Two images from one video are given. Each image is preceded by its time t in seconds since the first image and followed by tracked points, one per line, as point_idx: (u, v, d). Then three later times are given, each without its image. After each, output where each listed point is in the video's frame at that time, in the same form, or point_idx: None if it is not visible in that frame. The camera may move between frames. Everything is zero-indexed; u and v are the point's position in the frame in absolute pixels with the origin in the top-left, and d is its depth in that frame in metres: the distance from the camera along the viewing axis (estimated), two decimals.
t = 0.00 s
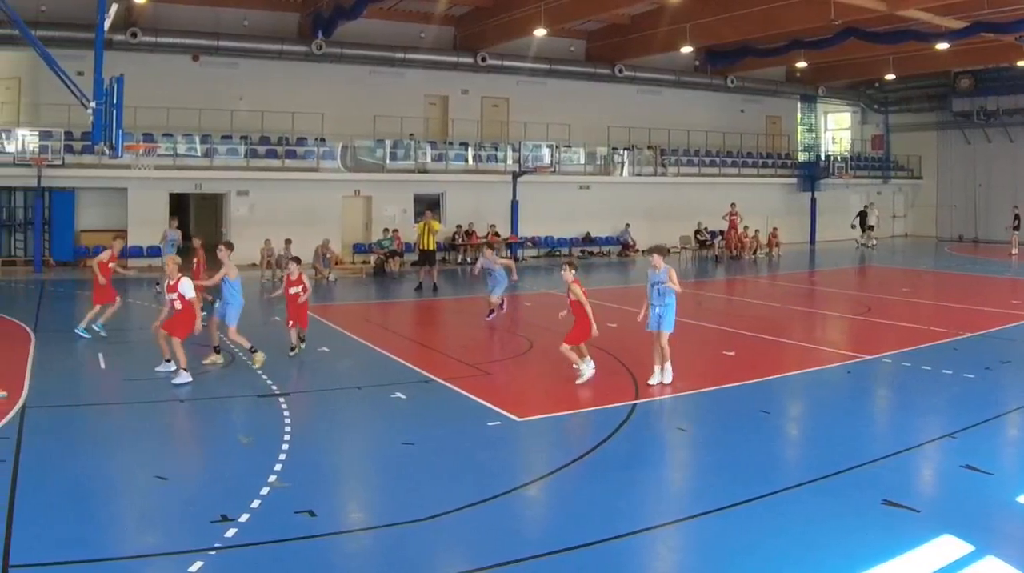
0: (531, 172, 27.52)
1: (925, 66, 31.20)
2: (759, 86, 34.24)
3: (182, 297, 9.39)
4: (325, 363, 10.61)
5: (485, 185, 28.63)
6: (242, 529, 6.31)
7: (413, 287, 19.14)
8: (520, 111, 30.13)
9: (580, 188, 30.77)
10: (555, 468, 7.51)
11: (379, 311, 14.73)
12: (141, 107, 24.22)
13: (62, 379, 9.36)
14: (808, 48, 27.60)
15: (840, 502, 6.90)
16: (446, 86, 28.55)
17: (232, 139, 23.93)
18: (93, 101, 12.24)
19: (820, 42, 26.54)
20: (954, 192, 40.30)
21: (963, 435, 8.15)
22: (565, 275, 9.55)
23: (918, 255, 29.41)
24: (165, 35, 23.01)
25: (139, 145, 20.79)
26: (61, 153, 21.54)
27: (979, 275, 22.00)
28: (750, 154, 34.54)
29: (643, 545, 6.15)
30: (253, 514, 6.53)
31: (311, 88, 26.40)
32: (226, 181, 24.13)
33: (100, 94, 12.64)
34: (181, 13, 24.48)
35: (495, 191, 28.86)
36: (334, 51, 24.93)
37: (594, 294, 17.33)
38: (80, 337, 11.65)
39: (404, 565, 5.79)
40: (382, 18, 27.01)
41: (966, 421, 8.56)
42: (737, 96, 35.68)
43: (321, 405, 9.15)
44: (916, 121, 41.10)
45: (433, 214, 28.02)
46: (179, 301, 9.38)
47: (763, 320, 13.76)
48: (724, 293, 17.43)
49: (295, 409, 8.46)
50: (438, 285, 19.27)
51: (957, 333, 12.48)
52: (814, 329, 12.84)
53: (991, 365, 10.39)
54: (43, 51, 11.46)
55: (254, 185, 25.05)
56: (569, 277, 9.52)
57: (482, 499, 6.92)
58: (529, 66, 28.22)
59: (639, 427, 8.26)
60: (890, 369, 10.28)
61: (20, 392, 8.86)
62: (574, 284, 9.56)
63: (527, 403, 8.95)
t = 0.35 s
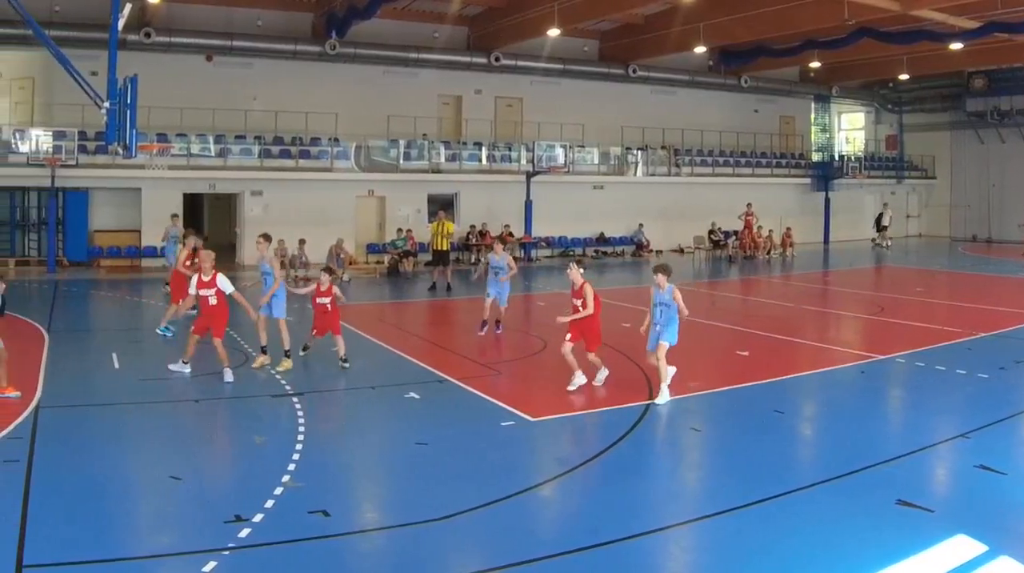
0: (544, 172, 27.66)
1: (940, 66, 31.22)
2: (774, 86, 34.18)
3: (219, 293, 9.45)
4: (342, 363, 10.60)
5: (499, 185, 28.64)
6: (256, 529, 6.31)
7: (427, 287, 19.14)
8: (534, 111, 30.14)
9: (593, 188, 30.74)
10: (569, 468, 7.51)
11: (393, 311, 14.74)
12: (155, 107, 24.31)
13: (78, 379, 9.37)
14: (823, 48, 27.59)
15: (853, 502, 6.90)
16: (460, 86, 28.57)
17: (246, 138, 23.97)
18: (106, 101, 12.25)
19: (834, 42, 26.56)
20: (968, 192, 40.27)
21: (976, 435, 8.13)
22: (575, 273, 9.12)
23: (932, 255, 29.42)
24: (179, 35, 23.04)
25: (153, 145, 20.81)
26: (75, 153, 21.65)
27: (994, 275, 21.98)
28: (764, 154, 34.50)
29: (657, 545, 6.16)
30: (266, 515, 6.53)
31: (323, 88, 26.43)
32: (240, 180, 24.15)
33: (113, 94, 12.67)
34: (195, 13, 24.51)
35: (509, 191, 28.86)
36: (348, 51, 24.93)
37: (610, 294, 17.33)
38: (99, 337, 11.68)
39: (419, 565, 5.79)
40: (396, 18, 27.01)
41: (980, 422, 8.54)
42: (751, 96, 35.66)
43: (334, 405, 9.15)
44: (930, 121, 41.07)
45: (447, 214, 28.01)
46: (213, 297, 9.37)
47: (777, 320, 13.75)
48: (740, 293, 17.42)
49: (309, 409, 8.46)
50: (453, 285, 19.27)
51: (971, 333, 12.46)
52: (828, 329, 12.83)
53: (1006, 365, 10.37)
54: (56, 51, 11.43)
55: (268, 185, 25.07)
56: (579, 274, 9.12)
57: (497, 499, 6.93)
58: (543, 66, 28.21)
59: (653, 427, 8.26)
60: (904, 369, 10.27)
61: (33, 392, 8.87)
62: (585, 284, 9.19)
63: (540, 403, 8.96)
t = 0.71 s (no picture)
0: (557, 172, 27.65)
1: (952, 66, 31.25)
2: (786, 87, 34.16)
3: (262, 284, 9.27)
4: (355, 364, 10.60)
5: (511, 185, 28.64)
6: (269, 529, 6.30)
7: (440, 287, 19.14)
8: (546, 112, 30.15)
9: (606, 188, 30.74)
10: (581, 468, 7.51)
11: (405, 311, 14.74)
12: (168, 107, 24.38)
13: (91, 379, 9.37)
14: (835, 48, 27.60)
15: (867, 503, 6.89)
16: (472, 86, 28.60)
17: (258, 138, 23.97)
18: (118, 100, 12.25)
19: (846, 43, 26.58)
20: (980, 193, 40.25)
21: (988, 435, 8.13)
22: (576, 282, 8.39)
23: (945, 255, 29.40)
24: (191, 35, 23.10)
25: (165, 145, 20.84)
26: (88, 153, 21.70)
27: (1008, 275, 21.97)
28: (776, 154, 34.51)
29: (670, 545, 6.15)
30: (279, 514, 6.52)
31: (335, 89, 26.45)
32: (252, 180, 24.17)
33: (126, 94, 12.68)
34: (207, 14, 24.55)
35: (521, 191, 28.87)
36: (360, 52, 24.95)
37: (625, 294, 17.32)
38: (113, 337, 11.68)
39: (431, 565, 5.79)
40: (408, 18, 27.02)
41: (992, 422, 8.53)
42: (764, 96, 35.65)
43: (346, 405, 9.15)
44: (943, 121, 41.06)
45: (460, 214, 28.02)
46: (255, 287, 9.21)
47: (791, 320, 13.75)
48: (753, 293, 17.42)
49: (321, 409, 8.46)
50: (465, 285, 19.27)
51: (983, 332, 12.47)
52: (839, 329, 12.84)
53: (1019, 365, 10.37)
54: (69, 51, 11.42)
55: (280, 185, 25.09)
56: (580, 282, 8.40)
57: (509, 499, 6.93)
58: (556, 66, 28.20)
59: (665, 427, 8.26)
60: (916, 369, 10.27)
61: (45, 392, 8.88)
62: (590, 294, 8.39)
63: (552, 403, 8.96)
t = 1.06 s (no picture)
0: (569, 172, 27.65)
1: (965, 66, 31.25)
2: (798, 87, 34.14)
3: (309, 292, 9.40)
4: (366, 365, 10.60)
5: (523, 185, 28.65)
6: (281, 529, 6.30)
7: (452, 287, 19.16)
8: (558, 112, 30.15)
9: (618, 188, 30.75)
10: (594, 468, 7.51)
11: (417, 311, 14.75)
12: (180, 108, 24.42)
13: (102, 380, 9.39)
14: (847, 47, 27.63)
15: (879, 503, 6.89)
16: (485, 86, 28.64)
17: (270, 138, 24.00)
18: (130, 101, 12.24)
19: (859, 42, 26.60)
20: (992, 193, 40.27)
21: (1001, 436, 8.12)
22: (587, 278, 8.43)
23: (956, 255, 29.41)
24: (204, 35, 23.15)
25: (178, 145, 20.86)
26: (100, 153, 21.73)
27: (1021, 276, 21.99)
28: (788, 154, 34.52)
29: (682, 545, 6.15)
30: (291, 515, 6.52)
31: (346, 89, 26.46)
32: (264, 180, 24.18)
33: (138, 94, 12.70)
34: (220, 14, 24.58)
35: (534, 191, 28.89)
36: (373, 51, 24.96)
37: (640, 295, 17.32)
38: (128, 337, 11.69)
39: (445, 564, 5.79)
40: (421, 18, 27.04)
41: (1005, 423, 8.52)
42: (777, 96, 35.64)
43: (358, 405, 9.16)
44: (955, 122, 41.08)
45: (472, 214, 28.03)
46: (301, 296, 9.36)
47: (802, 320, 13.76)
48: (765, 293, 17.44)
49: (333, 409, 8.46)
50: (477, 285, 19.30)
51: (996, 332, 12.49)
52: (851, 329, 12.85)
53: None
54: (83, 51, 11.40)
55: (292, 185, 25.12)
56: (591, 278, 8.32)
57: (522, 499, 6.93)
58: (568, 66, 28.21)
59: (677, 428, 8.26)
60: (928, 369, 10.28)
61: (59, 393, 8.90)
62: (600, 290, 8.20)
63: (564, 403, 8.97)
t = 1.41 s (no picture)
0: (583, 172, 27.59)
1: (980, 66, 31.23)
2: (812, 86, 34.12)
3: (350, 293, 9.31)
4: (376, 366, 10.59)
5: (537, 185, 28.63)
6: (295, 530, 6.30)
7: (466, 287, 19.16)
8: (572, 112, 30.15)
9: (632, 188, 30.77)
10: (607, 468, 7.51)
11: (431, 311, 14.75)
12: (194, 108, 24.48)
13: (115, 380, 9.41)
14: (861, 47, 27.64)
15: (892, 503, 6.89)
16: (499, 86, 28.67)
17: (284, 138, 24.06)
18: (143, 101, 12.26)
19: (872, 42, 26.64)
20: (1008, 192, 40.23)
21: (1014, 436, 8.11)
22: (609, 274, 8.45)
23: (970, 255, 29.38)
24: (217, 35, 23.18)
25: (191, 145, 20.90)
26: (113, 153, 21.77)
27: None
28: (802, 154, 34.52)
29: (696, 545, 6.15)
30: (305, 515, 6.52)
31: (359, 89, 26.48)
32: (277, 180, 24.22)
33: (154, 94, 12.72)
34: (234, 14, 24.66)
35: (548, 191, 28.88)
36: (387, 51, 24.94)
37: (656, 295, 17.32)
38: (143, 337, 11.68)
39: (459, 565, 5.79)
40: (434, 18, 27.08)
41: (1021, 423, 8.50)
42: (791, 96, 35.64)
43: (370, 405, 9.16)
44: (970, 121, 41.06)
45: (486, 214, 28.03)
46: (341, 297, 9.30)
47: (815, 320, 13.76)
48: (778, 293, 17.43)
49: (345, 409, 8.47)
50: (491, 285, 19.31)
51: (1012, 333, 12.47)
52: (865, 330, 12.83)
53: None
54: (96, 52, 11.38)
55: (306, 185, 25.17)
56: (612, 275, 8.32)
57: (536, 499, 6.94)
58: (582, 66, 28.22)
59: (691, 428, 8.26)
60: (941, 369, 10.28)
61: (73, 393, 8.91)
62: (615, 287, 8.20)
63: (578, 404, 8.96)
